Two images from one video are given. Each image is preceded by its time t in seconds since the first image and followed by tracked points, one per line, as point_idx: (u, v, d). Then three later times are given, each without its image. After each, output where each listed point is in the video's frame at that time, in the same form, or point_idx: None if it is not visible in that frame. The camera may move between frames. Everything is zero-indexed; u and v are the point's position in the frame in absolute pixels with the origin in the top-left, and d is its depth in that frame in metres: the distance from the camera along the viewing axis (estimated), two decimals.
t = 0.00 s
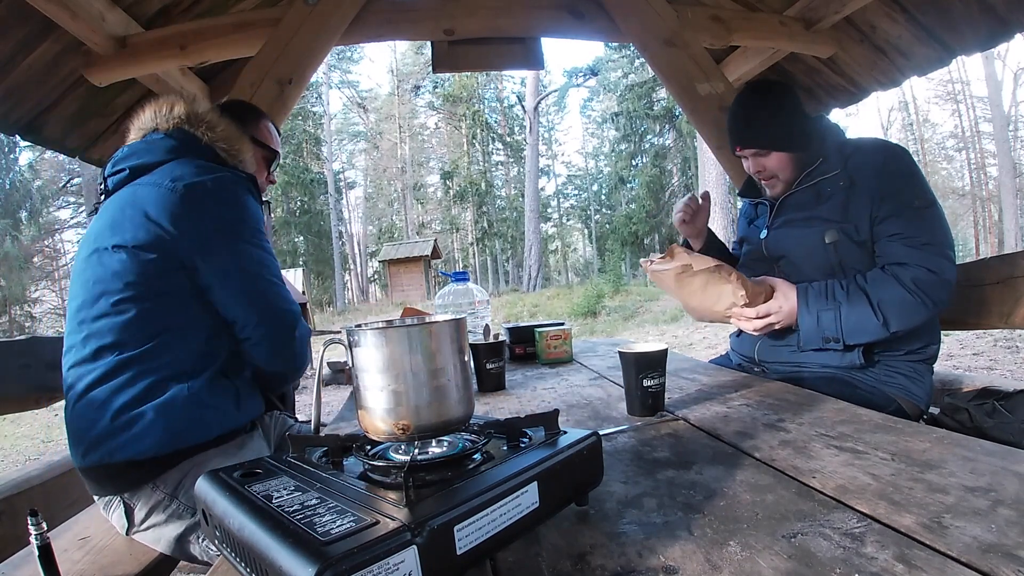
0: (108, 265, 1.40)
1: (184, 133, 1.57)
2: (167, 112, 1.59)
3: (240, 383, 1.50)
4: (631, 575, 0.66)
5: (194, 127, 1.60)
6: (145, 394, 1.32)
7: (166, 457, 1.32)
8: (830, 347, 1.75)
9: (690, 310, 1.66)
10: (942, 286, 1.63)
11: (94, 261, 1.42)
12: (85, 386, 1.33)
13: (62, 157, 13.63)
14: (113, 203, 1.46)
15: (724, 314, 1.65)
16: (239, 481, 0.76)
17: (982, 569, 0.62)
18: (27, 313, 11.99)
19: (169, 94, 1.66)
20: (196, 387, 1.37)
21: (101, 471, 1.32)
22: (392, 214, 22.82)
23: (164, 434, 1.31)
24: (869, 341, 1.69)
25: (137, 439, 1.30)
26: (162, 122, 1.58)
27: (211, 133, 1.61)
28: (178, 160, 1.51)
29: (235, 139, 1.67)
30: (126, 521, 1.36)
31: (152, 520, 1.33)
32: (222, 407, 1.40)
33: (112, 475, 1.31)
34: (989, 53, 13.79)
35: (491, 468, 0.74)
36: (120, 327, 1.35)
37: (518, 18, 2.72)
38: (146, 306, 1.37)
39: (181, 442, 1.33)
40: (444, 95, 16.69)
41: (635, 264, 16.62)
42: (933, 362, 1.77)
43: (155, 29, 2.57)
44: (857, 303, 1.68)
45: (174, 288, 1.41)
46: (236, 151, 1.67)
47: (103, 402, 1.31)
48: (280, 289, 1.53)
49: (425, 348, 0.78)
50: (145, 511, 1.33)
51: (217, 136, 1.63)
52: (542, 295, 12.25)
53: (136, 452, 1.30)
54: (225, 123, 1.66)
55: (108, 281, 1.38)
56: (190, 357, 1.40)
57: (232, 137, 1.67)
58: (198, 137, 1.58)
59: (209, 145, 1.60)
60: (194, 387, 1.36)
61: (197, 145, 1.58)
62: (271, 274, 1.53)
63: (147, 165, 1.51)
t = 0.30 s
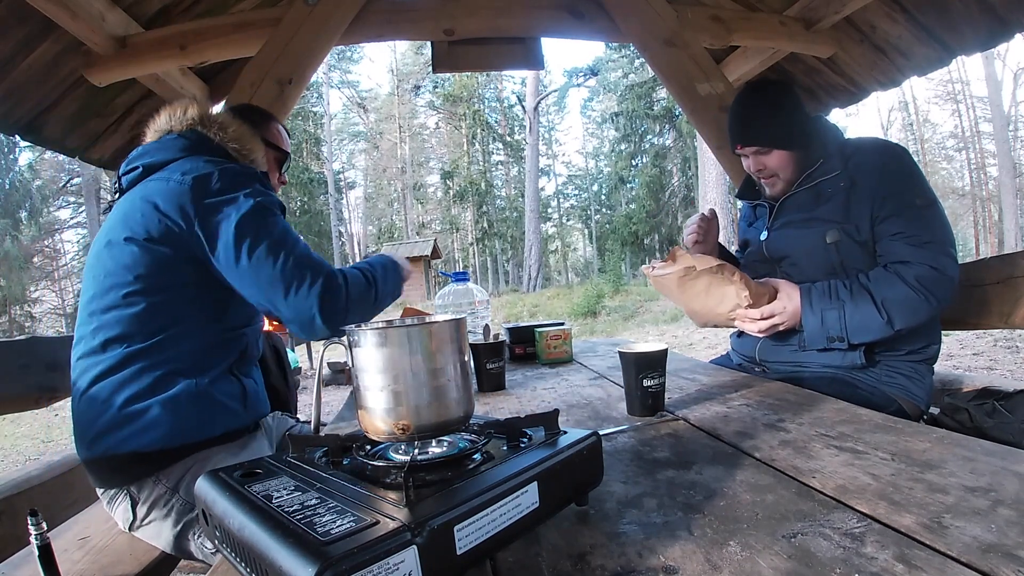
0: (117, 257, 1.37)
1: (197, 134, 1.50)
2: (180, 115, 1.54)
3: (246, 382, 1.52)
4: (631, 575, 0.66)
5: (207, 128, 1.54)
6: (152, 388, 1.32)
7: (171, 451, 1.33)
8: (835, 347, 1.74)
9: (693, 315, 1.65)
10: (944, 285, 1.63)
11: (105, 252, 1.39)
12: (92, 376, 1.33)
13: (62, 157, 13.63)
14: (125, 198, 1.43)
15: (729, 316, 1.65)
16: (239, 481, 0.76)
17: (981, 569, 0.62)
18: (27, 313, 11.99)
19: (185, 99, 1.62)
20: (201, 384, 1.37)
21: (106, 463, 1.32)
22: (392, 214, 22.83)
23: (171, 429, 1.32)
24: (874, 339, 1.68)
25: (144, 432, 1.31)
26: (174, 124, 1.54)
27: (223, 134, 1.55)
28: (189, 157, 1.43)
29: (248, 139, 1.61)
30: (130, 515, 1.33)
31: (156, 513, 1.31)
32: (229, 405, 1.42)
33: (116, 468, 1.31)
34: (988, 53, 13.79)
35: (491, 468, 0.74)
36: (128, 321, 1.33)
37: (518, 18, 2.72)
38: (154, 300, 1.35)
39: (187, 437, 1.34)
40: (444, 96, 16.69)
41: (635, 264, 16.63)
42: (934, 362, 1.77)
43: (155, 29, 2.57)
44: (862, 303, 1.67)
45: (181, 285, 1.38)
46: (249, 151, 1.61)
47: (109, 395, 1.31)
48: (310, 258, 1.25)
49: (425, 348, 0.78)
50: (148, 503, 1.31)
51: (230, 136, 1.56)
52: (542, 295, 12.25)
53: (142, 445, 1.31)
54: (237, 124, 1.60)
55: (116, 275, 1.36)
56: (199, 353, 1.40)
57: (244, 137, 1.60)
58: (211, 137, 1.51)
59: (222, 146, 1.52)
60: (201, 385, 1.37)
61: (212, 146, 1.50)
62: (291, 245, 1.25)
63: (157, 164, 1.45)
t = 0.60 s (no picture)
0: (132, 256, 1.38)
1: (216, 133, 1.52)
2: (198, 112, 1.55)
3: (256, 381, 1.50)
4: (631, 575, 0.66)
5: (226, 128, 1.56)
6: (166, 386, 1.31)
7: (181, 449, 1.31)
8: (833, 345, 1.73)
9: (693, 305, 1.66)
10: (945, 287, 1.63)
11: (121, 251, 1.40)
12: (106, 374, 1.32)
13: (63, 157, 13.62)
14: (141, 195, 1.44)
15: (728, 309, 1.65)
16: (239, 481, 0.76)
17: (982, 569, 0.62)
18: (27, 313, 11.98)
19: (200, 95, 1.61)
20: (214, 384, 1.36)
21: (115, 460, 1.30)
22: (392, 214, 22.83)
23: (183, 428, 1.30)
24: (872, 339, 1.68)
25: (156, 430, 1.29)
26: (190, 121, 1.53)
27: (241, 136, 1.58)
28: (205, 155, 1.44)
29: (263, 142, 1.65)
30: (134, 514, 1.32)
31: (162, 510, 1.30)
32: (239, 404, 1.40)
33: (125, 465, 1.30)
34: (988, 53, 13.80)
35: (491, 468, 0.74)
36: (142, 319, 1.33)
37: (518, 18, 2.72)
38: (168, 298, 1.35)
39: (197, 436, 1.32)
40: (444, 95, 16.69)
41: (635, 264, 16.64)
42: (932, 363, 1.77)
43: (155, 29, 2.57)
44: (862, 301, 1.67)
45: (195, 282, 1.38)
46: (264, 153, 1.65)
47: (122, 393, 1.30)
48: (346, 241, 1.38)
49: (425, 348, 0.78)
50: (154, 502, 1.30)
51: (247, 138, 1.60)
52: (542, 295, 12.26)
53: (154, 444, 1.29)
54: (253, 126, 1.63)
55: (131, 273, 1.37)
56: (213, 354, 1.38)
57: (260, 140, 1.64)
58: (230, 138, 1.54)
59: (241, 148, 1.56)
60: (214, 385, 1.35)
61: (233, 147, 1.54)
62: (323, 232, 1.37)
63: (171, 161, 1.45)
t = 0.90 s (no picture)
0: (134, 257, 1.38)
1: (218, 131, 1.51)
2: (201, 109, 1.53)
3: (261, 381, 1.51)
4: (631, 575, 0.66)
5: (228, 126, 1.54)
6: (170, 388, 1.30)
7: (188, 450, 1.31)
8: (833, 343, 1.73)
9: (694, 303, 1.69)
10: (945, 285, 1.63)
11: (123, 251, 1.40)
12: (109, 377, 1.32)
13: (63, 157, 13.63)
14: (142, 194, 1.43)
15: (728, 309, 1.67)
16: (239, 481, 0.76)
17: (982, 569, 0.62)
18: (27, 313, 11.95)
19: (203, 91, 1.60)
20: (220, 385, 1.35)
21: (122, 462, 1.31)
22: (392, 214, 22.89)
23: (189, 430, 1.30)
24: (872, 337, 1.68)
25: (162, 432, 1.29)
26: (194, 118, 1.52)
27: (244, 134, 1.57)
28: (206, 152, 1.44)
29: (266, 140, 1.64)
30: (139, 515, 1.34)
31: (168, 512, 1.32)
32: (245, 404, 1.40)
33: (132, 466, 1.30)
34: (989, 53, 13.81)
35: (490, 468, 0.74)
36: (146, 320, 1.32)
37: (518, 18, 2.72)
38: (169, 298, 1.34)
39: (204, 437, 1.32)
40: (444, 95, 16.67)
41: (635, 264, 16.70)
42: (932, 363, 1.77)
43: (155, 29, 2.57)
44: (862, 299, 1.67)
45: (198, 282, 1.37)
46: (266, 152, 1.65)
47: (127, 396, 1.30)
48: (345, 240, 1.38)
49: (425, 348, 0.78)
50: (160, 503, 1.32)
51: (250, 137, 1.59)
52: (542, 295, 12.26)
53: (159, 444, 1.29)
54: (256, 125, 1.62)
55: (134, 274, 1.36)
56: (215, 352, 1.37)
57: (263, 138, 1.64)
58: (232, 136, 1.53)
59: (244, 147, 1.55)
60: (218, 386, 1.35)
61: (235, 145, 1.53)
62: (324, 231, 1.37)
63: (173, 159, 1.45)
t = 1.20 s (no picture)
0: (116, 260, 1.37)
1: (193, 126, 1.50)
2: (176, 104, 1.52)
3: (255, 384, 1.52)
4: (631, 575, 0.66)
5: (203, 119, 1.53)
6: (159, 393, 1.30)
7: (183, 455, 1.32)
8: (833, 343, 1.73)
9: (694, 303, 1.69)
10: (945, 286, 1.63)
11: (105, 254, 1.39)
12: (101, 382, 1.32)
13: (63, 157, 13.64)
14: (122, 195, 1.43)
15: (728, 310, 1.67)
16: (239, 481, 0.76)
17: (982, 569, 0.62)
18: (27, 313, 11.95)
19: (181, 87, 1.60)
20: (212, 389, 1.36)
21: (117, 468, 1.32)
22: (392, 214, 22.91)
23: (182, 434, 1.31)
24: (872, 337, 1.68)
25: (155, 438, 1.30)
26: (171, 113, 1.52)
27: (221, 126, 1.54)
28: (188, 150, 1.45)
29: (245, 130, 1.61)
30: (135, 520, 1.34)
31: (164, 517, 1.31)
32: (239, 409, 1.42)
33: (126, 472, 1.31)
34: (989, 53, 13.81)
35: (490, 468, 0.74)
36: (134, 324, 1.32)
37: (518, 18, 2.72)
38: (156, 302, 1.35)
39: (198, 441, 1.33)
40: (444, 95, 16.66)
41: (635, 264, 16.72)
42: (932, 362, 1.77)
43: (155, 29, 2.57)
44: (862, 299, 1.67)
45: (186, 285, 1.38)
46: (246, 143, 1.61)
47: (117, 401, 1.30)
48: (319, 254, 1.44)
49: (425, 348, 0.78)
50: (155, 508, 1.32)
51: (227, 128, 1.56)
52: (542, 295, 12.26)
53: (155, 450, 1.30)
54: (235, 117, 1.60)
55: (120, 278, 1.35)
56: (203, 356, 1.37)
57: (242, 128, 1.60)
58: (208, 129, 1.51)
59: (220, 139, 1.53)
60: (209, 390, 1.35)
61: (209, 138, 1.51)
62: (304, 245, 1.42)
63: (150, 158, 1.46)
